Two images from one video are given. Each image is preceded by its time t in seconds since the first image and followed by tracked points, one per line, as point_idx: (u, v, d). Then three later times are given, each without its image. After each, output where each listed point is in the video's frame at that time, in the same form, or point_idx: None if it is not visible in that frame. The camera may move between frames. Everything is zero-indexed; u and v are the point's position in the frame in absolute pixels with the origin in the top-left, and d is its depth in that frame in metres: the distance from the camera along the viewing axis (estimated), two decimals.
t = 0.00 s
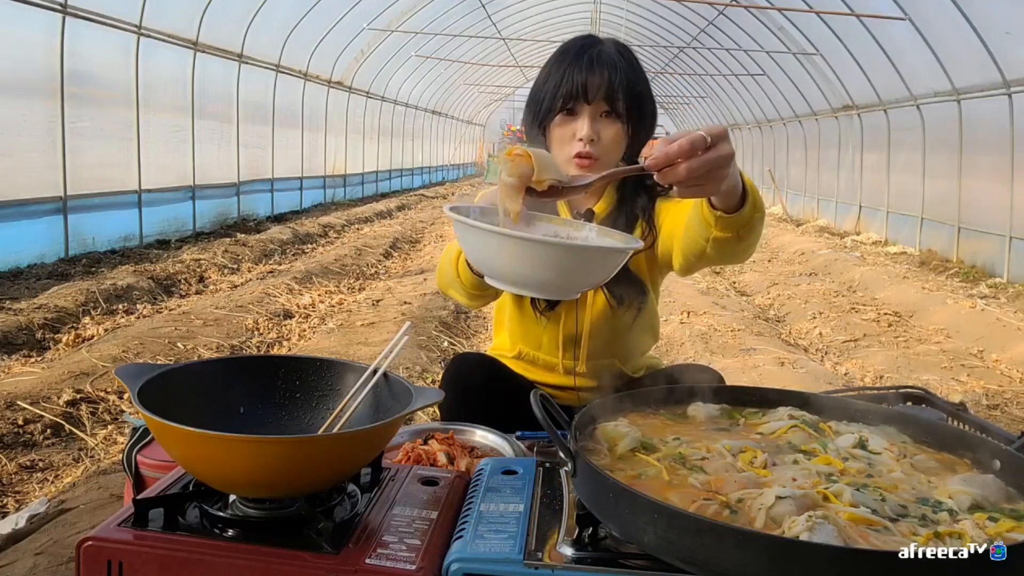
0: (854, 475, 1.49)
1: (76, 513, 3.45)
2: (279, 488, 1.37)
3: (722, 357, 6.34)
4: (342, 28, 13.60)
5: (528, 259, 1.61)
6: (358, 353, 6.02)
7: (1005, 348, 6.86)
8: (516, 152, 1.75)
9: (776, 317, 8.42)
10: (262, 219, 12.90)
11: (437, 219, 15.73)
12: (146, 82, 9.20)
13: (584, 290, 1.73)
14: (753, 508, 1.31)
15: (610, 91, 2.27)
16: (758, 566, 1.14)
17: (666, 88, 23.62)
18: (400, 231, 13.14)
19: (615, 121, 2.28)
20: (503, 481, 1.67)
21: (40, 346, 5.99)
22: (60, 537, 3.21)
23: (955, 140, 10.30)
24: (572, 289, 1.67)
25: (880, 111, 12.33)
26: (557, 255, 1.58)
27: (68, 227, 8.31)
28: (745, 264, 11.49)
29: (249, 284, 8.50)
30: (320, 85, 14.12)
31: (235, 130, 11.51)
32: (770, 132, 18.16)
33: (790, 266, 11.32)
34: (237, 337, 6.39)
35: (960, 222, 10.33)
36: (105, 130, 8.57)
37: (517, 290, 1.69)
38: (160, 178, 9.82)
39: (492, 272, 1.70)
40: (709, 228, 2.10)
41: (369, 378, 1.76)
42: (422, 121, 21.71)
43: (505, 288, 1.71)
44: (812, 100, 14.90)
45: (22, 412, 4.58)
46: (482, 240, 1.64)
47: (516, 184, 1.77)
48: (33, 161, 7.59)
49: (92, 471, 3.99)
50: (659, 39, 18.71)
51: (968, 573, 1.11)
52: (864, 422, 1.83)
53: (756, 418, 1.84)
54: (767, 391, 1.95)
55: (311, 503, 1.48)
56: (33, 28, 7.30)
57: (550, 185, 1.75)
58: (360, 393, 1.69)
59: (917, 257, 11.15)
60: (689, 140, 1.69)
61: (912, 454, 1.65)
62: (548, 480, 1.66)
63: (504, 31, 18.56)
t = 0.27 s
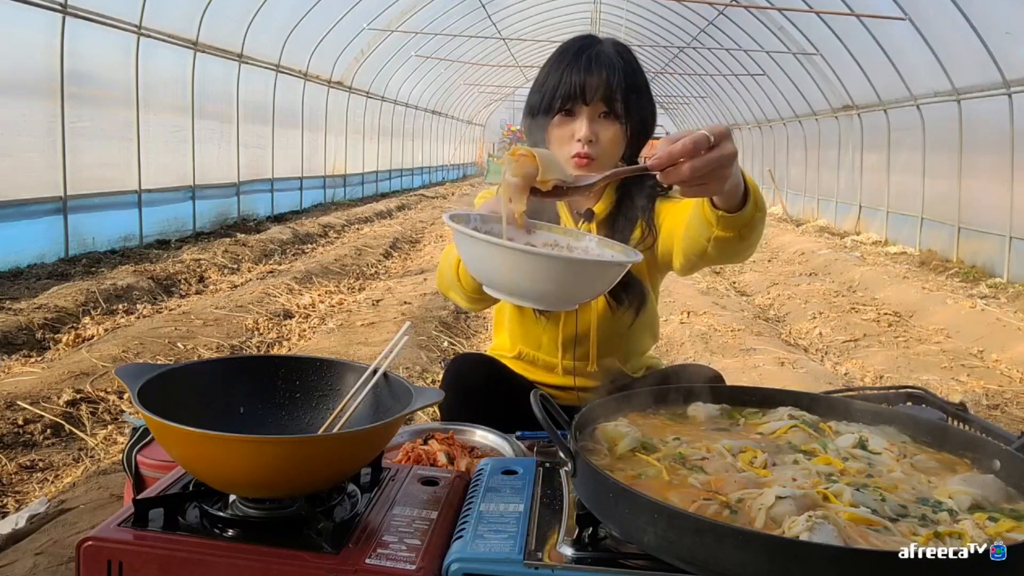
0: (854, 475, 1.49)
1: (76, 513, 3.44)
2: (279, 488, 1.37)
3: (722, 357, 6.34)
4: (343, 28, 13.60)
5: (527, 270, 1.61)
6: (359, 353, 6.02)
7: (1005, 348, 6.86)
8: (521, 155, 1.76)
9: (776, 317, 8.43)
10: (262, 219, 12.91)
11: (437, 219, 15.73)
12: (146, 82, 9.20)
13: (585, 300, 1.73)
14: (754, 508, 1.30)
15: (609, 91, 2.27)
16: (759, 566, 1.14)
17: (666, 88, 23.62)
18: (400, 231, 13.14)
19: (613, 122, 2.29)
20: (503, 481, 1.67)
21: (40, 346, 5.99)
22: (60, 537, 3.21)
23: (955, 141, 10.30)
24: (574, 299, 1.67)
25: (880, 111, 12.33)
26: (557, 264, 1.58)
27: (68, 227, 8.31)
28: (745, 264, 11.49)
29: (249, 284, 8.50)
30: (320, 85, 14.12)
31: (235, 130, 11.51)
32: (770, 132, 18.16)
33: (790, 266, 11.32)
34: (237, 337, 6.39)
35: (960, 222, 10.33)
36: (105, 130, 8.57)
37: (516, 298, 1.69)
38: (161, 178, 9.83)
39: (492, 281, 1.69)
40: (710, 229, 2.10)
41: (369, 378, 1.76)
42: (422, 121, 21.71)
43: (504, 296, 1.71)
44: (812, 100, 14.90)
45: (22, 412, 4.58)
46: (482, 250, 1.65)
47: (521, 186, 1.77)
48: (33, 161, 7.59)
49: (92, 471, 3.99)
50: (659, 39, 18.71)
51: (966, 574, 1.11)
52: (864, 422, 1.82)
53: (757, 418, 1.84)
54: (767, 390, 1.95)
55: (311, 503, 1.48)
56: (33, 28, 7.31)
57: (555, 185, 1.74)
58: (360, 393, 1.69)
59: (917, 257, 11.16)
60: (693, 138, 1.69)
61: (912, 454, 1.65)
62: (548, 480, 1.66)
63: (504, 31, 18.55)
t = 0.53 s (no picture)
0: (854, 475, 1.50)
1: (76, 513, 3.44)
2: (278, 488, 1.37)
3: (722, 357, 6.34)
4: (343, 28, 13.60)
5: (531, 264, 1.61)
6: (358, 353, 6.02)
7: (1005, 348, 6.86)
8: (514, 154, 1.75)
9: (777, 317, 8.42)
10: (262, 219, 12.90)
11: (437, 219, 15.72)
12: (146, 82, 9.20)
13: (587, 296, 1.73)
14: (754, 508, 1.30)
15: (609, 92, 2.26)
16: (759, 566, 1.14)
17: (666, 88, 23.62)
18: (400, 231, 13.14)
19: (613, 123, 2.28)
20: (503, 481, 1.67)
21: (40, 346, 5.98)
22: (60, 538, 3.21)
23: (955, 141, 10.30)
24: (576, 295, 1.67)
25: (880, 111, 12.33)
26: (562, 260, 1.59)
27: (68, 227, 8.31)
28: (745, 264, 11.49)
29: (249, 284, 8.50)
30: (320, 85, 14.12)
31: (235, 130, 11.51)
32: (770, 132, 18.16)
33: (790, 266, 11.32)
34: (237, 337, 6.39)
35: (960, 222, 10.33)
36: (105, 130, 8.57)
37: (519, 294, 1.69)
38: (161, 178, 9.83)
39: (494, 278, 1.70)
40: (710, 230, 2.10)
41: (368, 379, 1.76)
42: (422, 121, 21.70)
43: (508, 292, 1.71)
44: (812, 100, 14.90)
45: (22, 412, 4.58)
46: (485, 244, 1.65)
47: (513, 187, 1.77)
48: (33, 161, 7.59)
49: (92, 472, 3.99)
50: (659, 39, 18.71)
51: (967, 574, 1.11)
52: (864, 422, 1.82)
53: (756, 418, 1.84)
54: (767, 390, 1.95)
55: (310, 503, 1.48)
56: (33, 28, 7.30)
57: (546, 186, 1.76)
58: (360, 393, 1.69)
59: (917, 257, 11.15)
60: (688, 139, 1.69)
61: (911, 454, 1.65)
62: (548, 480, 1.66)
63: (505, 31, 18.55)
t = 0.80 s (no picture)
0: (854, 475, 1.50)
1: (76, 513, 3.44)
2: (278, 488, 1.37)
3: (722, 357, 6.33)
4: (343, 28, 13.60)
5: (532, 252, 1.61)
6: (358, 353, 6.02)
7: (1005, 348, 6.86)
8: (507, 186, 1.71)
9: (777, 317, 8.42)
10: (262, 219, 12.90)
11: (436, 219, 15.72)
12: (146, 82, 9.20)
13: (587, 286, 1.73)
14: (754, 508, 1.31)
15: (610, 91, 2.26)
16: (759, 566, 1.14)
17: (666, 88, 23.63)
18: (400, 231, 13.14)
19: (614, 121, 2.29)
20: (503, 481, 1.67)
21: (40, 346, 5.98)
22: (60, 538, 3.21)
23: (955, 141, 10.31)
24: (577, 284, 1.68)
25: (880, 111, 12.33)
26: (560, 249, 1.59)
27: (68, 226, 8.31)
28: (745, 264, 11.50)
29: (249, 284, 8.50)
30: (320, 85, 14.12)
31: (235, 130, 11.51)
32: (770, 132, 18.16)
33: (790, 266, 11.32)
34: (237, 337, 6.39)
35: (960, 222, 10.33)
36: (106, 130, 8.57)
37: (519, 283, 1.70)
38: (161, 178, 9.83)
39: (494, 265, 1.70)
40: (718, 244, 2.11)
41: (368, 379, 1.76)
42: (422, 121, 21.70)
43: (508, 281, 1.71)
44: (812, 100, 14.90)
45: (22, 412, 4.58)
46: (484, 233, 1.65)
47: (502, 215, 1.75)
48: (33, 161, 7.59)
49: (92, 471, 3.99)
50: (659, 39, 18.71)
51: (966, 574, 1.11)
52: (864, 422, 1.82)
53: (756, 418, 1.84)
54: (767, 390, 1.95)
55: (310, 503, 1.48)
56: (33, 28, 7.31)
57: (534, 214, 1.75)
58: (360, 394, 1.69)
59: (917, 257, 11.15)
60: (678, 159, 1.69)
61: (911, 454, 1.65)
62: (548, 480, 1.66)
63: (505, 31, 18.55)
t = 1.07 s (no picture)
0: (854, 475, 1.50)
1: (76, 513, 3.44)
2: (278, 488, 1.37)
3: (722, 357, 6.33)
4: (342, 28, 13.60)
5: (541, 253, 1.61)
6: (358, 353, 6.02)
7: (1005, 348, 6.86)
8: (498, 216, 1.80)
9: (776, 317, 8.42)
10: (262, 219, 12.90)
11: (436, 218, 15.72)
12: (146, 82, 9.20)
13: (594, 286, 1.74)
14: (754, 508, 1.31)
15: (611, 90, 2.25)
16: (758, 565, 1.14)
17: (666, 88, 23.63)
18: (400, 231, 13.14)
19: (615, 119, 2.29)
20: (504, 481, 1.67)
21: (39, 347, 5.98)
22: (60, 537, 3.21)
23: (955, 141, 10.31)
24: (585, 284, 1.68)
25: (880, 111, 12.33)
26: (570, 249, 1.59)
27: (68, 226, 8.31)
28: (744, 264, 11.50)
29: (249, 284, 8.50)
30: (320, 85, 14.12)
31: (235, 130, 11.51)
32: (770, 132, 18.16)
33: (790, 266, 11.32)
34: (237, 337, 6.39)
35: (960, 222, 10.33)
36: (105, 130, 8.57)
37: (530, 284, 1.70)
38: (161, 178, 9.83)
39: (506, 267, 1.70)
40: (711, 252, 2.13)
41: (369, 378, 1.76)
42: (422, 121, 21.70)
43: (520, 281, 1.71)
44: (812, 100, 14.91)
45: (22, 412, 4.58)
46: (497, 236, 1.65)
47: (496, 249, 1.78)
48: (33, 161, 7.58)
49: (92, 471, 3.99)
50: (659, 39, 18.72)
51: (967, 573, 1.11)
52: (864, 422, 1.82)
53: (756, 418, 1.84)
54: (767, 390, 1.95)
55: (311, 503, 1.48)
56: (33, 28, 7.31)
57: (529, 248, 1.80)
58: (360, 393, 1.69)
59: (917, 257, 11.15)
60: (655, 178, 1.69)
61: (912, 454, 1.65)
62: (547, 481, 1.66)
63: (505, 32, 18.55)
